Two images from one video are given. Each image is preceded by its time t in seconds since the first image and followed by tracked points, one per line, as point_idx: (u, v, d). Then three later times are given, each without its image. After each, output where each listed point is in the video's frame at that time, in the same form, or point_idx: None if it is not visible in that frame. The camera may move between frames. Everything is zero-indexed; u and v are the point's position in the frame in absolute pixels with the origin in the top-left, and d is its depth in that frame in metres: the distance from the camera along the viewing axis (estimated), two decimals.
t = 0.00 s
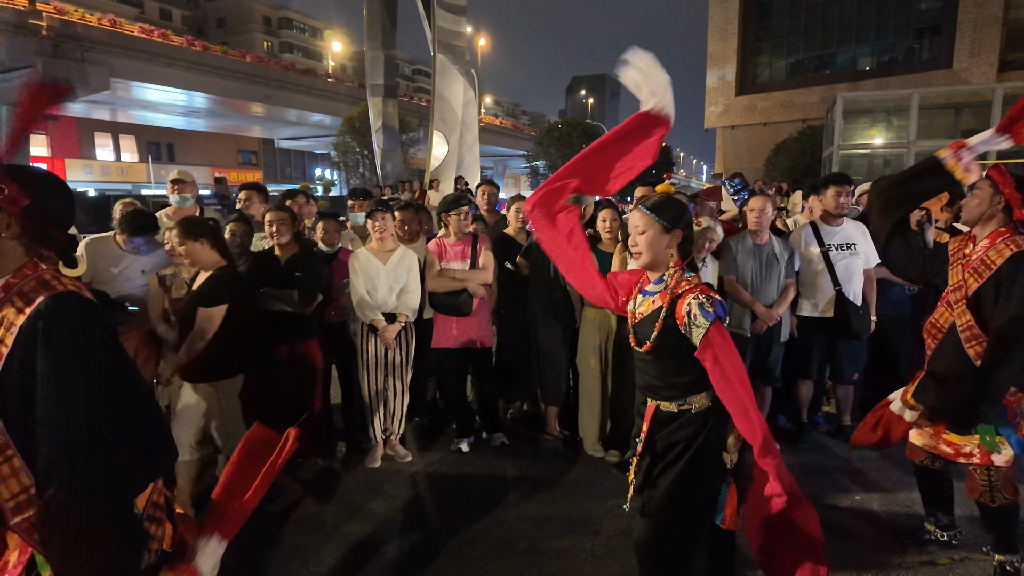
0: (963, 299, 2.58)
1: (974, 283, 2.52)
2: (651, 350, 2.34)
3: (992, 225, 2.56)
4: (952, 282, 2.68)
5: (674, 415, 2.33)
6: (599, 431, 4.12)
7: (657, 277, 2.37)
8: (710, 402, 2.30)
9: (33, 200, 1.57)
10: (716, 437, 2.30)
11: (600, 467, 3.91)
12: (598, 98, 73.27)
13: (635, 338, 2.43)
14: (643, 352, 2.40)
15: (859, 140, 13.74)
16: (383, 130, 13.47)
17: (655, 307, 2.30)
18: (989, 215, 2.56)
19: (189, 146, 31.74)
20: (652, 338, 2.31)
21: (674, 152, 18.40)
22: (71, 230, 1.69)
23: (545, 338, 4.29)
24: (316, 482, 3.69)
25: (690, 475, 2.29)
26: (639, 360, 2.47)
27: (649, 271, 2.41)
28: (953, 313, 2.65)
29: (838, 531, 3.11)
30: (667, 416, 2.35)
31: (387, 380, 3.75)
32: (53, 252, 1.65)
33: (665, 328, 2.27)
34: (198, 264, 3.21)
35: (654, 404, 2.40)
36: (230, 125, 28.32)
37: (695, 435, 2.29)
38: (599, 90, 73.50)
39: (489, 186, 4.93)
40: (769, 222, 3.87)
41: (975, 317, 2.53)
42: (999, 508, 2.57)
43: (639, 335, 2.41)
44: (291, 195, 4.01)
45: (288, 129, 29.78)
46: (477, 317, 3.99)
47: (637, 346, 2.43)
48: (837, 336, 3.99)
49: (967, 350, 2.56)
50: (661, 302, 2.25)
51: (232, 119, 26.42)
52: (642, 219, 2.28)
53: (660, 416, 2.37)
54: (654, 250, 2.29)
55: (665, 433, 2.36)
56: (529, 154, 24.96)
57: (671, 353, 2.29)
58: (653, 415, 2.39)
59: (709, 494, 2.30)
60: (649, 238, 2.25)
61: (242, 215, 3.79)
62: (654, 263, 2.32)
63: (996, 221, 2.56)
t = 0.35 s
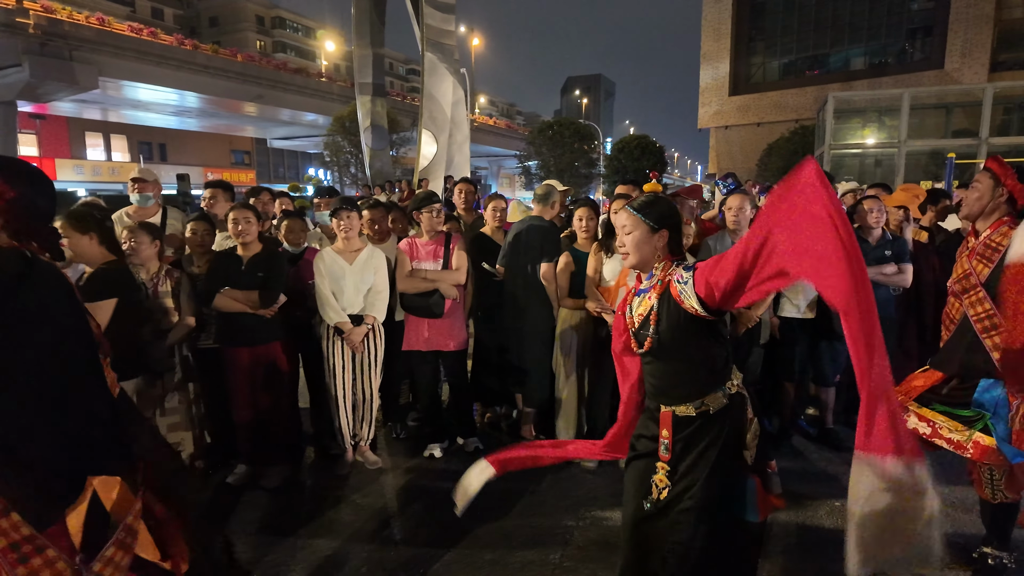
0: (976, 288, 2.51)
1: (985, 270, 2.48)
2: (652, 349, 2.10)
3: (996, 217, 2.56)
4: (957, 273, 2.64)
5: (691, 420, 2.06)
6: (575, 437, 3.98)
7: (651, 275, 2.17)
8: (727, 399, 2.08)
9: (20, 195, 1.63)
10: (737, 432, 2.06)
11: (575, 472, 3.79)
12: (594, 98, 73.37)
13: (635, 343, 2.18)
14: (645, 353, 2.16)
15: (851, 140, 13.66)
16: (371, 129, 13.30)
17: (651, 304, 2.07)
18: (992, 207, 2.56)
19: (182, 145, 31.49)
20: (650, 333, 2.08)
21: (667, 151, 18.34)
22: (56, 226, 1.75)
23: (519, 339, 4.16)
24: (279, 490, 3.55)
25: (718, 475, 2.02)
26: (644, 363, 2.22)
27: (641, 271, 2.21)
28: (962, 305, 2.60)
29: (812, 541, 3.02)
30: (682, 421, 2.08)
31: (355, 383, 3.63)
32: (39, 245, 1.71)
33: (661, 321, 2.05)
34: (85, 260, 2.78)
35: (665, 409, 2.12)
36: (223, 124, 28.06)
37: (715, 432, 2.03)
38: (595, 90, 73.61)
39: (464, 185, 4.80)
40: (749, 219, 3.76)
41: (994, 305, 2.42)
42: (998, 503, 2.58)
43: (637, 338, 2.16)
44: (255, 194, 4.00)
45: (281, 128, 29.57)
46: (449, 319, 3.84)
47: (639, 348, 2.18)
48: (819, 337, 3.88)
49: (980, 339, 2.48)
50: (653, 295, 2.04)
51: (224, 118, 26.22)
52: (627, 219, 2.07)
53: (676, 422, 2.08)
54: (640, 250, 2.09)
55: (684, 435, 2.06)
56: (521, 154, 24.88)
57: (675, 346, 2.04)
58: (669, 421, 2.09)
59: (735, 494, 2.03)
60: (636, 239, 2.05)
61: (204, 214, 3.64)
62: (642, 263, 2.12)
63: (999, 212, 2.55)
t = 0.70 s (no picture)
0: (983, 289, 2.41)
1: (993, 271, 2.38)
2: (656, 346, 2.03)
3: (999, 213, 2.48)
4: (958, 272, 2.53)
5: (682, 419, 2.00)
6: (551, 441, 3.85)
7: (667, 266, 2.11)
8: (719, 404, 2.01)
9: None
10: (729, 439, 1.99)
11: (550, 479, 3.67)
12: (587, 98, 73.52)
13: (638, 337, 2.12)
14: (646, 348, 2.10)
15: (842, 139, 13.60)
16: (359, 128, 13.14)
17: (663, 299, 2.02)
18: (996, 202, 2.47)
19: (172, 145, 31.21)
20: (658, 330, 2.00)
21: (659, 150, 18.32)
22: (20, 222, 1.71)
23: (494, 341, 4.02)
24: (240, 500, 3.41)
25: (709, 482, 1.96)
26: (641, 358, 2.15)
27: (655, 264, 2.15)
28: (964, 306, 2.49)
29: (789, 550, 2.91)
30: (672, 420, 2.02)
31: (320, 388, 3.48)
32: None
33: (669, 318, 1.98)
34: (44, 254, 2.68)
35: (657, 405, 2.06)
36: (214, 124, 27.84)
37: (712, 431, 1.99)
38: (588, 90, 73.71)
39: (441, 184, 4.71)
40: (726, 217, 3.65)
41: (1001, 308, 2.35)
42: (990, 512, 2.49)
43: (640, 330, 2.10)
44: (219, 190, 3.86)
45: (273, 128, 29.34)
46: (420, 322, 3.71)
47: (641, 343, 2.11)
48: (801, 339, 3.77)
49: (980, 344, 2.41)
50: (668, 291, 1.99)
51: (215, 118, 25.96)
52: (651, 203, 1.99)
53: (665, 421, 2.03)
54: (663, 237, 2.01)
55: (683, 439, 1.99)
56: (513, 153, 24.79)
57: (680, 343, 1.97)
58: (657, 418, 2.04)
59: (731, 499, 1.97)
60: (660, 227, 1.98)
61: (163, 213, 3.51)
62: (661, 254, 2.04)
63: (1004, 207, 2.47)
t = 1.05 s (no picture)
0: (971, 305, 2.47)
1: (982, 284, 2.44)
2: (629, 362, 2.13)
3: (999, 222, 2.47)
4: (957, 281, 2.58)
5: (648, 438, 2.11)
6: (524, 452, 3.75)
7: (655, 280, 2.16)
8: (686, 422, 2.07)
9: None
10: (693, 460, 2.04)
11: (522, 491, 3.57)
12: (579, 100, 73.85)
13: (613, 345, 2.21)
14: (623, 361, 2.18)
15: (831, 141, 13.60)
16: (346, 129, 12.99)
17: (642, 315, 2.08)
18: (995, 210, 2.48)
19: (161, 146, 30.90)
20: (633, 348, 2.10)
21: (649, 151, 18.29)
22: None
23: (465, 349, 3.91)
24: (199, 515, 3.29)
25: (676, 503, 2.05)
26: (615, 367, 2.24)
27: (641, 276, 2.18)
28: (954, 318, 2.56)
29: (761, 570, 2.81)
30: (639, 438, 2.14)
31: (284, 399, 3.35)
32: None
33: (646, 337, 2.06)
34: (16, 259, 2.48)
35: (626, 423, 2.19)
36: (204, 125, 27.57)
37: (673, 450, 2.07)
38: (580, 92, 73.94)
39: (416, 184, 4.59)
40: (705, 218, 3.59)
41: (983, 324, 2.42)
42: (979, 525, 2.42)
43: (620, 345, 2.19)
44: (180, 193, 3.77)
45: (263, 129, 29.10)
46: (387, 329, 3.60)
47: (614, 353, 2.20)
48: (778, 345, 3.67)
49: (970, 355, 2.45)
50: (650, 311, 2.03)
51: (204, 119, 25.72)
52: (640, 215, 2.03)
53: (633, 438, 2.15)
54: (653, 250, 2.04)
55: (649, 458, 2.11)
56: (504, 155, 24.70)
57: (654, 363, 2.06)
58: (627, 437, 2.17)
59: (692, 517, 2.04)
60: (648, 240, 2.01)
61: (117, 216, 3.36)
62: (652, 265, 2.08)
63: (1004, 217, 2.46)
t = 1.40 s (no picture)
0: (938, 296, 2.37)
1: (950, 280, 2.31)
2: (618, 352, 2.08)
3: (970, 219, 2.36)
4: (926, 278, 2.46)
5: (645, 424, 2.08)
6: (493, 453, 3.73)
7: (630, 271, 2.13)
8: (681, 407, 2.07)
9: None
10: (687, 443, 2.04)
11: (489, 492, 3.54)
12: (574, 103, 74.19)
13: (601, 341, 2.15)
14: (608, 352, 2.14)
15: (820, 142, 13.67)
16: (334, 130, 12.92)
17: (622, 307, 2.05)
18: (968, 208, 2.35)
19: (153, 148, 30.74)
20: (619, 338, 2.05)
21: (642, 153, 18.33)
22: None
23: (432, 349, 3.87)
24: (157, 519, 3.24)
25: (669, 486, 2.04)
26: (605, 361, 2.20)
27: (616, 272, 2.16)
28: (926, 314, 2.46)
29: (720, 573, 2.79)
30: (635, 426, 2.11)
31: (246, 398, 3.31)
32: None
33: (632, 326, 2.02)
34: None
35: (624, 412, 2.15)
36: (196, 126, 27.44)
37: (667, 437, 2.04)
38: (574, 95, 74.26)
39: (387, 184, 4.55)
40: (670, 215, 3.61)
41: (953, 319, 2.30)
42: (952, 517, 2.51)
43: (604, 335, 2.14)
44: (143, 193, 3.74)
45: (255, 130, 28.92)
46: (351, 330, 3.56)
47: (603, 347, 2.15)
48: (745, 344, 3.66)
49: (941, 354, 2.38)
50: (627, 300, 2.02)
51: (195, 120, 25.59)
52: (607, 217, 2.01)
53: (630, 427, 2.12)
54: (624, 248, 2.01)
55: (643, 443, 2.08)
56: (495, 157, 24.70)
57: (641, 352, 2.03)
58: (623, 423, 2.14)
59: (681, 501, 2.03)
60: (618, 238, 1.98)
61: (76, 215, 3.30)
62: (623, 264, 2.05)
63: (975, 214, 2.35)
